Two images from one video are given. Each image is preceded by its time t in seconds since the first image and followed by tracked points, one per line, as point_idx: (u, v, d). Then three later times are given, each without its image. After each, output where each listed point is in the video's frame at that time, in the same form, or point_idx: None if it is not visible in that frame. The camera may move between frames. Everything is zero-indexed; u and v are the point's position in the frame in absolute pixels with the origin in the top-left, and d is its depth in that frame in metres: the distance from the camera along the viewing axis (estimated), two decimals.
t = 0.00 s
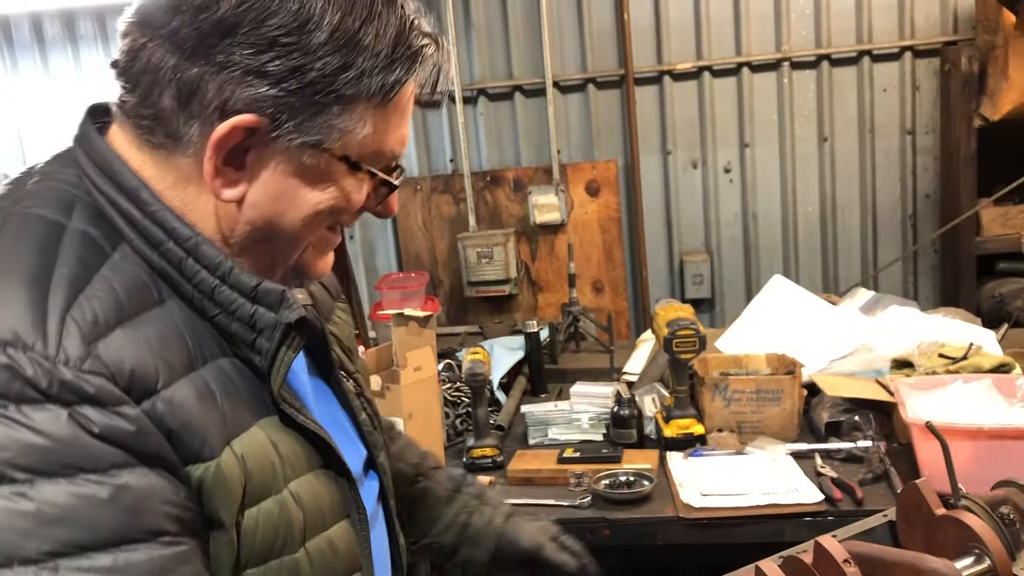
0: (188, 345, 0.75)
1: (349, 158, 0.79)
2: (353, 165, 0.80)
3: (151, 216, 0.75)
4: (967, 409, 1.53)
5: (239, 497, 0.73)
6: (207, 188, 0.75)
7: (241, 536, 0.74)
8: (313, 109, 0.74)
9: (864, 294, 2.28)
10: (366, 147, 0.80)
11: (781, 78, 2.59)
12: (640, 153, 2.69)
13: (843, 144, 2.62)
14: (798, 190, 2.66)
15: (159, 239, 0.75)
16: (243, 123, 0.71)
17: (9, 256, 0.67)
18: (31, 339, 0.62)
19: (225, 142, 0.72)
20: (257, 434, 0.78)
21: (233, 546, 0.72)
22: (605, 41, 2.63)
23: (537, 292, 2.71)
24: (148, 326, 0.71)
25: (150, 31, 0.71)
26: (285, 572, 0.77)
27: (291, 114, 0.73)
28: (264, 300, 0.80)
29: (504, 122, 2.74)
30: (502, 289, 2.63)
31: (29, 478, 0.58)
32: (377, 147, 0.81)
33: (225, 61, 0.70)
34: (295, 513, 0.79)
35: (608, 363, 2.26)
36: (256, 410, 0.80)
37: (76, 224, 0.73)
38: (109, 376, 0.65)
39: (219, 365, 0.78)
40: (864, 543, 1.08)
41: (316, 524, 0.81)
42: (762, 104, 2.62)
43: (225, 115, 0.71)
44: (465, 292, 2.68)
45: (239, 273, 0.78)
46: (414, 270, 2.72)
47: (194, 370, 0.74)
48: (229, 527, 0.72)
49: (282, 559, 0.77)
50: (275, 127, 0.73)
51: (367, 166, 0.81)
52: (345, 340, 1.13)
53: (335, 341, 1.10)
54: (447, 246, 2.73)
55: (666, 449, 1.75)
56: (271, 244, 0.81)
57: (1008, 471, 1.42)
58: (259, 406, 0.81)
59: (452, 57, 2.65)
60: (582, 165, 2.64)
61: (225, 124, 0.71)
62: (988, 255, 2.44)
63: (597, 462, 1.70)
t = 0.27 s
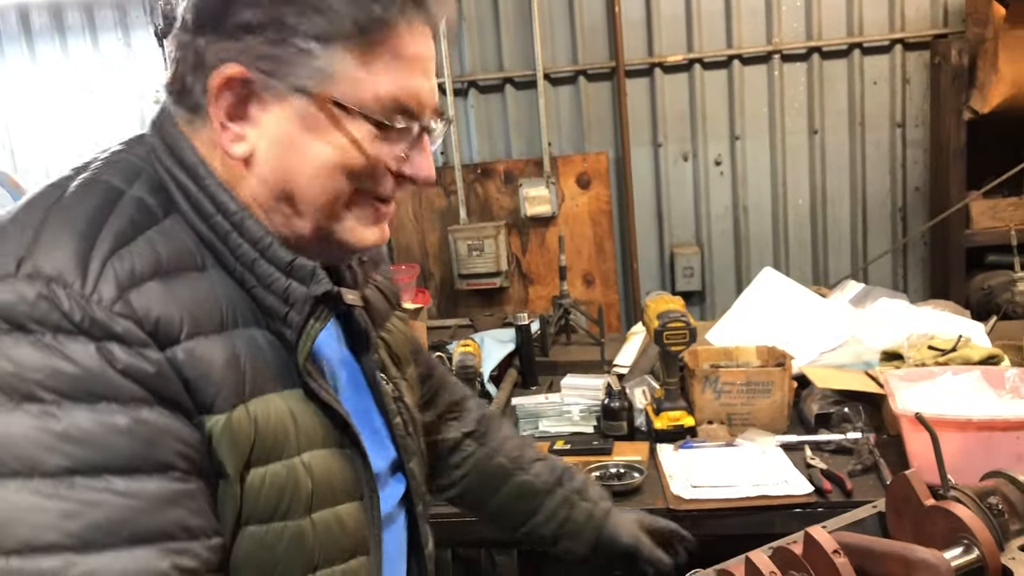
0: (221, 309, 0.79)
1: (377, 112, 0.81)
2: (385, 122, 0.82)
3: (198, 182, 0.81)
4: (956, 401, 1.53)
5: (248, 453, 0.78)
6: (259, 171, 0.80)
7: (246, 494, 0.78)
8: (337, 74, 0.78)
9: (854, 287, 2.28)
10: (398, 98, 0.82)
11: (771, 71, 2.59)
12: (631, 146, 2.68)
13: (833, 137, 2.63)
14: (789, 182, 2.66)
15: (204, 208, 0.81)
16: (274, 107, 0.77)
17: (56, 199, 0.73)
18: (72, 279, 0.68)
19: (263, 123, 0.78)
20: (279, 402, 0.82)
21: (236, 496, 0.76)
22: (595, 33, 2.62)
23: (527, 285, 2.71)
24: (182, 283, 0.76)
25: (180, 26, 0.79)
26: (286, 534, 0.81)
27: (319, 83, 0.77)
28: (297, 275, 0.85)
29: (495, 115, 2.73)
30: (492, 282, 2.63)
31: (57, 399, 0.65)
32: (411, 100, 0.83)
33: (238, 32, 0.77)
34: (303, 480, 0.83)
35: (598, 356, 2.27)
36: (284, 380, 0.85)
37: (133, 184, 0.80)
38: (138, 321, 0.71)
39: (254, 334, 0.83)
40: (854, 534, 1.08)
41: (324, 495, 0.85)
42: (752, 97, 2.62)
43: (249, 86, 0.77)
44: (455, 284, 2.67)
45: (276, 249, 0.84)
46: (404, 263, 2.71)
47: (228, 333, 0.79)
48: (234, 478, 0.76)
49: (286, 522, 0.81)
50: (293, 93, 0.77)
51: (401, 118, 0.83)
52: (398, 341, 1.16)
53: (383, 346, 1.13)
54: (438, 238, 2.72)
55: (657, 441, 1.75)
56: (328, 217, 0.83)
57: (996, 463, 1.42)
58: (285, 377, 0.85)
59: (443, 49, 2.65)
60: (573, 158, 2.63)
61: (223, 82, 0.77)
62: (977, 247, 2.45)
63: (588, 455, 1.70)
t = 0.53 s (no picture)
0: (230, 283, 0.87)
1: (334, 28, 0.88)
2: (339, 40, 0.89)
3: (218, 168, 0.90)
4: (949, 396, 1.54)
5: (238, 424, 0.84)
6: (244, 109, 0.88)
7: (235, 464, 0.85)
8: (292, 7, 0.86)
9: (847, 282, 2.28)
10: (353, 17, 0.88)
11: (764, 67, 2.59)
12: (624, 142, 2.68)
13: (826, 132, 2.63)
14: (782, 178, 2.67)
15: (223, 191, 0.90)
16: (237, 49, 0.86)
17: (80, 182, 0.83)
18: (84, 247, 0.77)
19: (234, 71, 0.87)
20: (281, 373, 0.89)
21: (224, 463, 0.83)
22: (588, 28, 2.62)
23: (520, 281, 2.71)
24: (192, 259, 0.85)
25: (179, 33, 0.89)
26: (276, 506, 0.88)
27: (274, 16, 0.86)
28: (315, 244, 0.92)
29: (488, 110, 2.73)
30: (485, 278, 2.62)
31: (64, 356, 0.73)
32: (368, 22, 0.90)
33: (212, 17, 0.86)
34: (297, 454, 0.89)
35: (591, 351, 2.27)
36: (292, 357, 0.91)
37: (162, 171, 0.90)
38: (141, 289, 0.79)
39: (264, 309, 0.90)
40: (847, 528, 1.08)
41: (318, 470, 0.91)
42: (745, 93, 2.62)
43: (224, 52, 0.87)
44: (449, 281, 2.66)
45: (292, 222, 0.91)
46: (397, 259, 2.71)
47: (235, 308, 0.86)
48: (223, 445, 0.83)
49: (276, 494, 0.87)
50: (249, 34, 0.86)
51: (359, 34, 0.89)
52: (437, 338, 1.23)
53: (416, 341, 1.18)
54: (431, 234, 2.71)
55: (650, 436, 1.76)
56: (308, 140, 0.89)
57: (987, 456, 1.43)
58: (290, 352, 0.91)
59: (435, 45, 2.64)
60: (566, 154, 2.63)
61: (193, 63, 0.89)
62: (969, 243, 2.46)
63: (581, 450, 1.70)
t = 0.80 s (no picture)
0: (219, 281, 0.88)
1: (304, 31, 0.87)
2: (310, 40, 0.88)
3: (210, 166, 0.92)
4: (941, 397, 1.55)
5: (226, 421, 0.85)
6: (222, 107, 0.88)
7: (226, 459, 0.86)
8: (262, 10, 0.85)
9: (839, 283, 2.29)
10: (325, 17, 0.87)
11: (757, 68, 2.60)
12: (618, 143, 2.69)
13: (818, 133, 2.65)
14: (775, 178, 2.68)
15: (214, 190, 0.91)
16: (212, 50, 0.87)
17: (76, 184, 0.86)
18: (72, 249, 0.79)
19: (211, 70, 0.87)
20: (269, 368, 0.90)
21: (213, 460, 0.85)
22: (582, 30, 2.63)
23: (515, 281, 2.71)
24: (182, 258, 0.86)
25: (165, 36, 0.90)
26: (268, 501, 0.89)
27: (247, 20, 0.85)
28: (301, 240, 0.91)
29: (482, 111, 2.74)
30: (480, 278, 2.62)
31: (54, 356, 0.76)
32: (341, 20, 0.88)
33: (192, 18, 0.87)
34: (288, 450, 0.90)
35: (585, 351, 2.28)
36: (283, 353, 0.92)
37: (158, 169, 0.92)
38: (126, 289, 0.80)
39: (254, 306, 0.91)
40: (840, 527, 1.09)
41: (311, 465, 0.92)
42: (738, 94, 2.64)
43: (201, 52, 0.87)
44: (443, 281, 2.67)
45: (278, 218, 0.91)
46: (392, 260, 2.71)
47: (224, 307, 0.87)
48: (211, 442, 0.84)
49: (268, 489, 0.88)
50: (222, 35, 0.86)
51: (330, 34, 0.88)
52: (446, 331, 1.24)
53: (424, 335, 1.18)
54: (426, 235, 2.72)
55: (644, 436, 1.77)
56: (281, 140, 0.90)
57: (978, 456, 1.44)
58: (283, 347, 0.92)
59: (430, 46, 2.65)
60: (560, 155, 2.64)
61: (177, 63, 0.90)
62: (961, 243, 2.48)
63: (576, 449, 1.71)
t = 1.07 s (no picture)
0: (228, 289, 0.89)
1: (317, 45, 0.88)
2: (322, 57, 0.90)
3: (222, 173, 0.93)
4: (936, 399, 1.55)
5: (230, 427, 0.86)
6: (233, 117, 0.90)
7: (228, 464, 0.86)
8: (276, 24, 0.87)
9: (835, 285, 2.30)
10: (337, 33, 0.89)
11: (752, 71, 2.61)
12: (613, 146, 2.69)
13: (814, 136, 2.65)
14: (770, 181, 2.68)
15: (226, 197, 0.92)
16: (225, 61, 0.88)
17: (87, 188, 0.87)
18: (84, 254, 0.80)
19: (224, 81, 0.89)
20: (273, 376, 0.90)
21: (216, 465, 0.85)
22: (578, 33, 2.63)
23: (511, 284, 2.71)
24: (192, 264, 0.87)
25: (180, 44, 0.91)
26: (269, 508, 0.89)
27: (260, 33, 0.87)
28: (310, 250, 0.93)
29: (478, 114, 2.74)
30: (476, 281, 2.62)
31: (62, 361, 0.77)
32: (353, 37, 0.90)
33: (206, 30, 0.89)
34: (289, 457, 0.90)
35: (581, 354, 2.28)
36: (287, 361, 0.92)
37: (170, 176, 0.93)
38: (137, 296, 0.81)
39: (262, 315, 0.91)
40: (835, 529, 1.09)
41: (312, 473, 0.92)
42: (733, 97, 2.64)
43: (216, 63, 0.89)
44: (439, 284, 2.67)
45: (288, 227, 0.92)
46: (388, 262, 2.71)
47: (232, 314, 0.88)
48: (215, 448, 0.84)
49: (269, 496, 0.89)
50: (235, 47, 0.88)
51: (342, 51, 0.90)
52: (448, 340, 1.24)
53: (426, 343, 1.18)
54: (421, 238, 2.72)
55: (640, 439, 1.77)
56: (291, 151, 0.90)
57: (973, 458, 1.44)
58: (287, 354, 0.92)
59: (425, 48, 2.65)
60: (556, 157, 2.64)
61: (191, 73, 0.92)
62: (956, 246, 2.48)
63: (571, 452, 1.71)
